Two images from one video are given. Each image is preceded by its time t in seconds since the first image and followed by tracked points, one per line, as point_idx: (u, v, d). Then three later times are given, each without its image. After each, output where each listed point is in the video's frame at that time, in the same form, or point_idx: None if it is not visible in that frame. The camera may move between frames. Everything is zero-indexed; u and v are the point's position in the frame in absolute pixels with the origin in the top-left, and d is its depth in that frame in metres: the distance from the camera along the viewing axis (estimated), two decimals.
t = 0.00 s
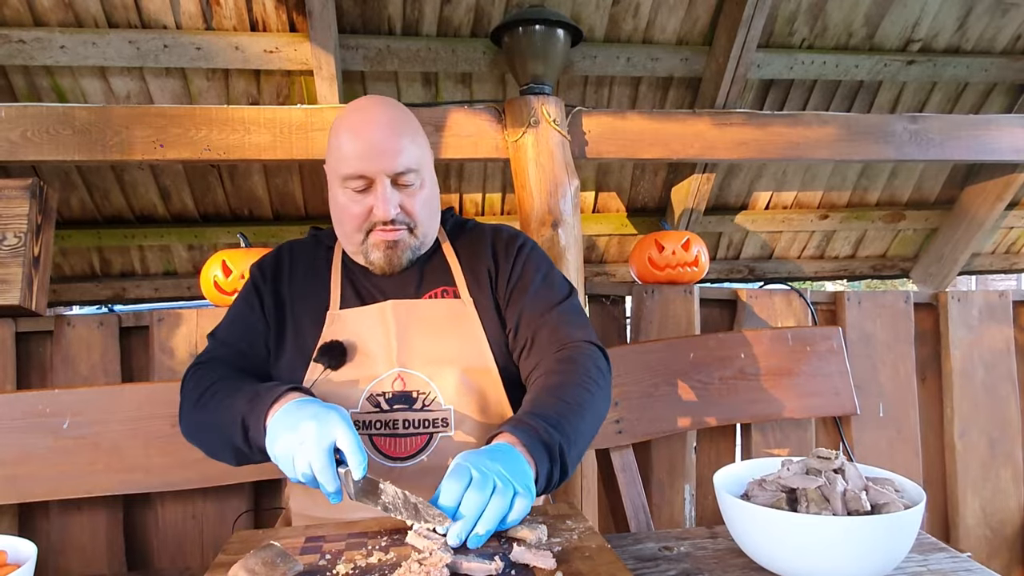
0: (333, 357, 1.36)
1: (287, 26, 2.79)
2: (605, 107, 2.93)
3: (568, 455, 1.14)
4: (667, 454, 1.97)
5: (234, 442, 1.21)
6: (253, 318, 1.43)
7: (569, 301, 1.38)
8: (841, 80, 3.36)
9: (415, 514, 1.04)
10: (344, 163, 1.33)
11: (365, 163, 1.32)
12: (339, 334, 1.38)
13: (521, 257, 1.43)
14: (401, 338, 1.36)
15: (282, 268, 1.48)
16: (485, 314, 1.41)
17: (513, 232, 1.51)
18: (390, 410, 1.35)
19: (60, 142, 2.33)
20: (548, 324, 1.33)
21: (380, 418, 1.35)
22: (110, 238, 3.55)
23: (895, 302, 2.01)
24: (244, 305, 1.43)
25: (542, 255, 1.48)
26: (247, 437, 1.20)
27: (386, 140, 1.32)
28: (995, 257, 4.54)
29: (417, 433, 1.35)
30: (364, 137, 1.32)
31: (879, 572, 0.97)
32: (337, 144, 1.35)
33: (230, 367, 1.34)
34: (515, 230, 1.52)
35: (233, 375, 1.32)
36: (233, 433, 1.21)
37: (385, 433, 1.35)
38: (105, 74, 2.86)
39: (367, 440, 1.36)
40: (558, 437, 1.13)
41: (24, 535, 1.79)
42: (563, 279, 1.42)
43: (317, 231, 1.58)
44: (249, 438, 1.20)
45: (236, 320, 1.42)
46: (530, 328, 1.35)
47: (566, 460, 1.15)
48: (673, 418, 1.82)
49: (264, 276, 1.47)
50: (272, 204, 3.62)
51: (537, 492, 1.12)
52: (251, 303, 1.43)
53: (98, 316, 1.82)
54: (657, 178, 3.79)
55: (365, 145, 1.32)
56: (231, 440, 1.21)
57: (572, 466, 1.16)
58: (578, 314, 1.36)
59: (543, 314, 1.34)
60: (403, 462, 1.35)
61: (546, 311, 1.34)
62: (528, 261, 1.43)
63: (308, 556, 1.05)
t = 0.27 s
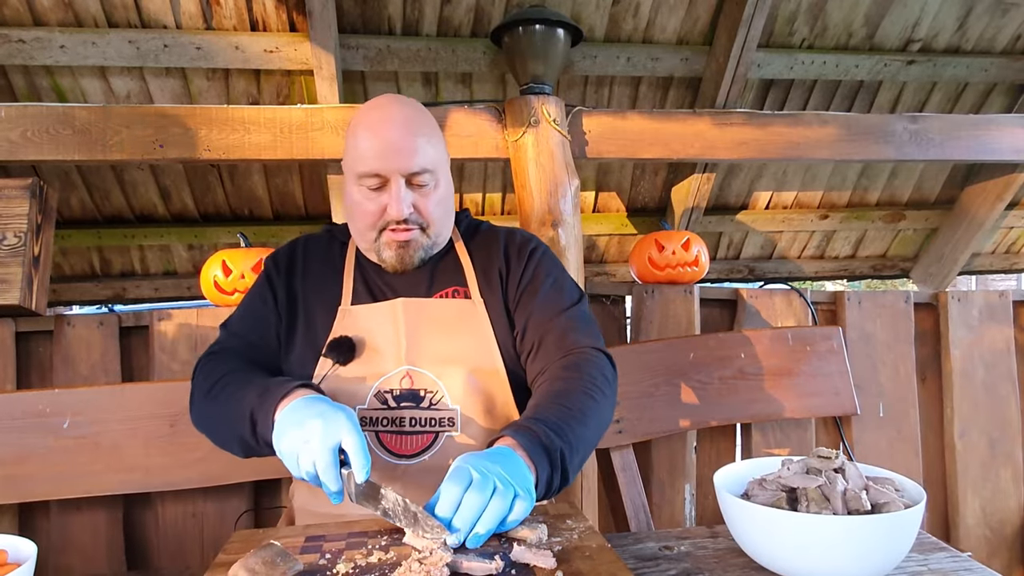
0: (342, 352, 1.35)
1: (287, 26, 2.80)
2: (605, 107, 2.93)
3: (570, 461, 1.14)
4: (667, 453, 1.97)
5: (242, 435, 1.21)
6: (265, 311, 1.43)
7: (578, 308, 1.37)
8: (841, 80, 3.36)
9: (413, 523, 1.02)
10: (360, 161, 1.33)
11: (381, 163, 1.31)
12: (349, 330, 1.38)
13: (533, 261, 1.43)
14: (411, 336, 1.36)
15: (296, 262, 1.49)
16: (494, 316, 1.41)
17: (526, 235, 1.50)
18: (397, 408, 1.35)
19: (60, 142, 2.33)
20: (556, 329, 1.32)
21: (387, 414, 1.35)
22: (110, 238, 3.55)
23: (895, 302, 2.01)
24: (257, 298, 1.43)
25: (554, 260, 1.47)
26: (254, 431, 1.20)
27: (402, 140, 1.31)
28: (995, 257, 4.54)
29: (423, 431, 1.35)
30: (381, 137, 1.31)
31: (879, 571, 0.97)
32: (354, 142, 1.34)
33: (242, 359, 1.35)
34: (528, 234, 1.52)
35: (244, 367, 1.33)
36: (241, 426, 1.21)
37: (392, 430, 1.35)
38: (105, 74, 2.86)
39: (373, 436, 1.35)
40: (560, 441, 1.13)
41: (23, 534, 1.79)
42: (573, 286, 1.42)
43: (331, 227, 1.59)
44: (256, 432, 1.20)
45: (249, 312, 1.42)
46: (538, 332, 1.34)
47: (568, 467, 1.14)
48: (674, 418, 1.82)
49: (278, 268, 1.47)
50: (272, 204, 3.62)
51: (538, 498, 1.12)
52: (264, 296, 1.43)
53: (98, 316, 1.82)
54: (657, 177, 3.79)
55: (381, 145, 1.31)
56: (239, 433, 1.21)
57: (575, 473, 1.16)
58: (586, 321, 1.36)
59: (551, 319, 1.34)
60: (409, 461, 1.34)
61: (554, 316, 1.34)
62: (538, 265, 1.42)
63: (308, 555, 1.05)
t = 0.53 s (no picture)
0: (345, 350, 1.34)
1: (286, 26, 2.80)
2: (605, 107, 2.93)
3: (573, 460, 1.13)
4: (667, 453, 1.97)
5: (243, 424, 1.22)
6: (270, 304, 1.43)
7: (581, 307, 1.37)
8: (841, 79, 3.36)
9: (415, 524, 1.02)
10: (366, 159, 1.34)
11: (387, 160, 1.33)
12: (352, 327, 1.38)
13: (536, 260, 1.43)
14: (415, 334, 1.36)
15: (301, 256, 1.49)
16: (497, 315, 1.40)
17: (530, 235, 1.50)
18: (400, 406, 1.35)
19: (59, 141, 2.33)
20: (559, 328, 1.32)
21: (390, 412, 1.35)
22: (109, 237, 3.55)
23: (895, 302, 2.01)
24: (262, 291, 1.44)
25: (557, 260, 1.47)
26: (255, 420, 1.21)
27: (408, 138, 1.33)
28: (995, 257, 4.54)
29: (426, 429, 1.35)
30: (387, 135, 1.32)
31: (879, 571, 0.97)
32: (360, 140, 1.35)
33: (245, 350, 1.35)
34: (532, 234, 1.52)
35: (247, 358, 1.32)
36: (242, 416, 1.22)
37: (395, 429, 1.35)
38: (104, 74, 2.86)
39: (376, 434, 1.35)
40: (562, 439, 1.13)
41: (23, 534, 1.79)
42: (576, 286, 1.42)
43: (337, 224, 1.59)
44: (257, 420, 1.21)
45: (254, 305, 1.42)
46: (540, 331, 1.34)
47: (570, 465, 1.14)
48: (674, 418, 1.82)
49: (283, 263, 1.47)
50: (272, 204, 3.62)
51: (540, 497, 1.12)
52: (268, 289, 1.44)
53: (97, 316, 1.81)
54: (657, 177, 3.79)
55: (387, 143, 1.33)
56: (240, 422, 1.22)
57: (577, 472, 1.15)
58: (589, 321, 1.36)
59: (553, 317, 1.34)
60: (411, 459, 1.34)
61: (557, 315, 1.34)
62: (541, 265, 1.42)
63: (308, 555, 1.05)
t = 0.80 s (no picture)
0: (343, 348, 1.34)
1: (286, 26, 2.79)
2: (605, 106, 2.93)
3: (568, 458, 1.14)
4: (667, 453, 1.97)
5: (245, 420, 1.22)
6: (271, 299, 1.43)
7: (577, 305, 1.37)
8: (841, 79, 3.36)
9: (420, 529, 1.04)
10: (363, 158, 1.34)
11: (383, 159, 1.33)
12: (351, 326, 1.38)
13: (533, 259, 1.43)
14: (414, 332, 1.36)
15: (302, 252, 1.49)
16: (495, 315, 1.40)
17: (527, 234, 1.50)
18: (398, 405, 1.35)
19: (59, 141, 2.33)
20: (555, 326, 1.32)
21: (388, 411, 1.35)
22: (109, 237, 3.55)
23: (894, 302, 2.01)
24: (263, 285, 1.44)
25: (554, 258, 1.47)
26: (258, 417, 1.20)
27: (404, 138, 1.33)
28: (995, 257, 4.54)
29: (424, 428, 1.35)
30: (384, 134, 1.33)
31: (879, 570, 0.97)
32: (357, 139, 1.35)
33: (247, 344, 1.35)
34: (529, 233, 1.51)
35: (249, 352, 1.32)
36: (245, 411, 1.21)
37: (393, 428, 1.35)
38: (104, 74, 2.86)
39: (374, 433, 1.35)
40: (558, 437, 1.13)
41: (23, 534, 1.79)
42: (573, 284, 1.42)
43: (338, 221, 1.59)
44: (260, 418, 1.20)
45: (254, 301, 1.42)
46: (536, 329, 1.35)
47: (565, 462, 1.14)
48: (673, 417, 1.82)
49: (283, 259, 1.47)
50: (272, 204, 3.62)
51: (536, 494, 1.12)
52: (269, 283, 1.44)
53: (98, 315, 1.82)
54: (657, 177, 3.79)
55: (383, 142, 1.33)
56: (242, 418, 1.22)
57: (573, 468, 1.16)
58: (585, 320, 1.36)
59: (550, 316, 1.34)
60: (409, 458, 1.34)
61: (554, 314, 1.34)
62: (538, 264, 1.42)
63: (307, 554, 1.05)
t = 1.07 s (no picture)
0: (339, 349, 1.34)
1: (286, 25, 2.80)
2: (605, 106, 2.93)
3: (564, 455, 1.12)
4: (667, 453, 1.97)
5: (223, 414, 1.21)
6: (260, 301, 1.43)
7: (571, 300, 1.37)
8: (841, 79, 3.36)
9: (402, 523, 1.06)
10: (357, 155, 1.35)
11: (377, 157, 1.33)
12: (347, 327, 1.38)
13: (526, 254, 1.43)
14: (409, 332, 1.36)
15: (293, 255, 1.49)
16: (490, 312, 1.40)
17: (520, 231, 1.50)
18: (395, 405, 1.35)
19: (59, 141, 2.33)
20: (548, 320, 1.32)
21: (385, 411, 1.35)
22: (109, 237, 3.54)
23: (894, 302, 2.01)
24: (253, 288, 1.44)
25: (547, 253, 1.47)
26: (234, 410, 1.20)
27: (398, 135, 1.33)
28: (995, 257, 4.54)
29: (422, 427, 1.35)
30: (377, 130, 1.33)
31: (878, 570, 0.97)
32: (350, 138, 1.36)
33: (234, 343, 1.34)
34: (522, 230, 1.52)
35: (235, 350, 1.31)
36: (222, 405, 1.21)
37: (391, 428, 1.35)
38: (104, 73, 2.86)
39: (372, 434, 1.35)
40: (553, 433, 1.12)
41: (23, 533, 1.79)
42: (566, 278, 1.41)
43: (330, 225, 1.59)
44: (236, 410, 1.20)
45: (244, 301, 1.42)
46: (530, 323, 1.34)
47: (561, 459, 1.13)
48: (673, 417, 1.82)
49: (276, 261, 1.47)
50: (272, 204, 3.62)
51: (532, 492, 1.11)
52: (259, 286, 1.44)
53: (97, 315, 1.81)
54: (657, 177, 3.79)
55: (377, 140, 1.33)
56: (219, 411, 1.21)
57: (569, 466, 1.15)
58: (579, 314, 1.35)
59: (543, 311, 1.34)
60: (407, 458, 1.34)
61: (547, 308, 1.34)
62: (531, 260, 1.42)
63: (307, 554, 1.05)
